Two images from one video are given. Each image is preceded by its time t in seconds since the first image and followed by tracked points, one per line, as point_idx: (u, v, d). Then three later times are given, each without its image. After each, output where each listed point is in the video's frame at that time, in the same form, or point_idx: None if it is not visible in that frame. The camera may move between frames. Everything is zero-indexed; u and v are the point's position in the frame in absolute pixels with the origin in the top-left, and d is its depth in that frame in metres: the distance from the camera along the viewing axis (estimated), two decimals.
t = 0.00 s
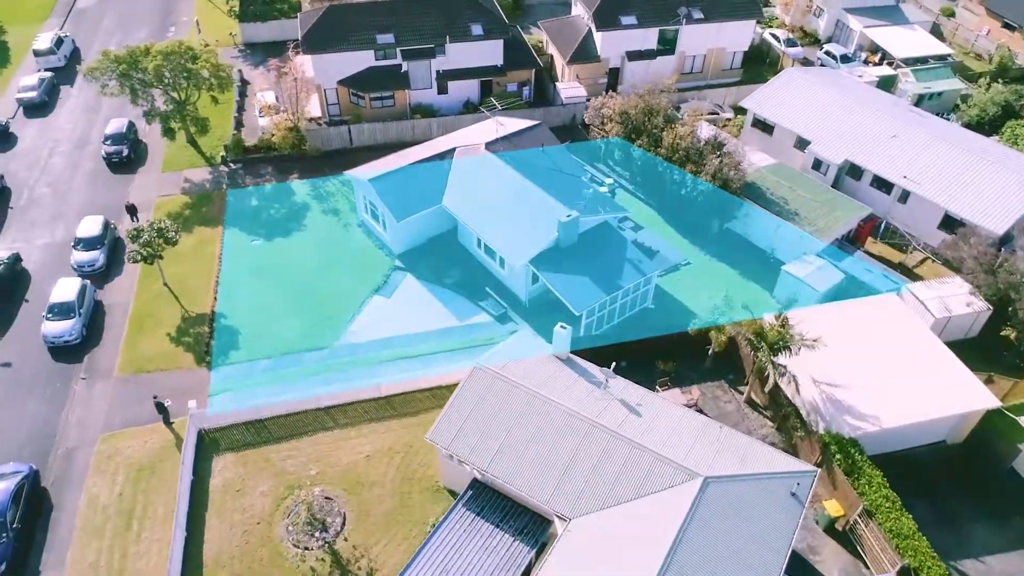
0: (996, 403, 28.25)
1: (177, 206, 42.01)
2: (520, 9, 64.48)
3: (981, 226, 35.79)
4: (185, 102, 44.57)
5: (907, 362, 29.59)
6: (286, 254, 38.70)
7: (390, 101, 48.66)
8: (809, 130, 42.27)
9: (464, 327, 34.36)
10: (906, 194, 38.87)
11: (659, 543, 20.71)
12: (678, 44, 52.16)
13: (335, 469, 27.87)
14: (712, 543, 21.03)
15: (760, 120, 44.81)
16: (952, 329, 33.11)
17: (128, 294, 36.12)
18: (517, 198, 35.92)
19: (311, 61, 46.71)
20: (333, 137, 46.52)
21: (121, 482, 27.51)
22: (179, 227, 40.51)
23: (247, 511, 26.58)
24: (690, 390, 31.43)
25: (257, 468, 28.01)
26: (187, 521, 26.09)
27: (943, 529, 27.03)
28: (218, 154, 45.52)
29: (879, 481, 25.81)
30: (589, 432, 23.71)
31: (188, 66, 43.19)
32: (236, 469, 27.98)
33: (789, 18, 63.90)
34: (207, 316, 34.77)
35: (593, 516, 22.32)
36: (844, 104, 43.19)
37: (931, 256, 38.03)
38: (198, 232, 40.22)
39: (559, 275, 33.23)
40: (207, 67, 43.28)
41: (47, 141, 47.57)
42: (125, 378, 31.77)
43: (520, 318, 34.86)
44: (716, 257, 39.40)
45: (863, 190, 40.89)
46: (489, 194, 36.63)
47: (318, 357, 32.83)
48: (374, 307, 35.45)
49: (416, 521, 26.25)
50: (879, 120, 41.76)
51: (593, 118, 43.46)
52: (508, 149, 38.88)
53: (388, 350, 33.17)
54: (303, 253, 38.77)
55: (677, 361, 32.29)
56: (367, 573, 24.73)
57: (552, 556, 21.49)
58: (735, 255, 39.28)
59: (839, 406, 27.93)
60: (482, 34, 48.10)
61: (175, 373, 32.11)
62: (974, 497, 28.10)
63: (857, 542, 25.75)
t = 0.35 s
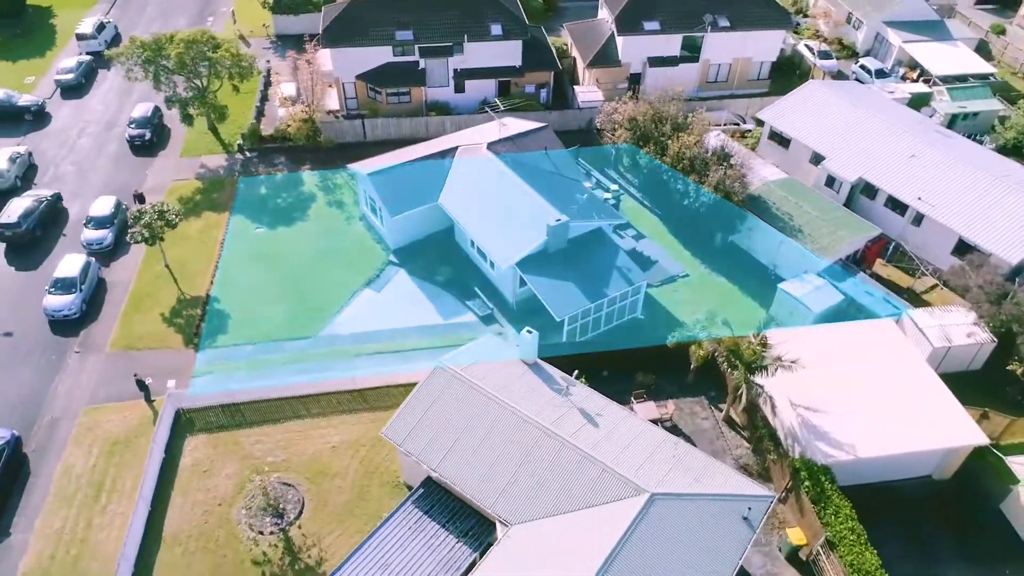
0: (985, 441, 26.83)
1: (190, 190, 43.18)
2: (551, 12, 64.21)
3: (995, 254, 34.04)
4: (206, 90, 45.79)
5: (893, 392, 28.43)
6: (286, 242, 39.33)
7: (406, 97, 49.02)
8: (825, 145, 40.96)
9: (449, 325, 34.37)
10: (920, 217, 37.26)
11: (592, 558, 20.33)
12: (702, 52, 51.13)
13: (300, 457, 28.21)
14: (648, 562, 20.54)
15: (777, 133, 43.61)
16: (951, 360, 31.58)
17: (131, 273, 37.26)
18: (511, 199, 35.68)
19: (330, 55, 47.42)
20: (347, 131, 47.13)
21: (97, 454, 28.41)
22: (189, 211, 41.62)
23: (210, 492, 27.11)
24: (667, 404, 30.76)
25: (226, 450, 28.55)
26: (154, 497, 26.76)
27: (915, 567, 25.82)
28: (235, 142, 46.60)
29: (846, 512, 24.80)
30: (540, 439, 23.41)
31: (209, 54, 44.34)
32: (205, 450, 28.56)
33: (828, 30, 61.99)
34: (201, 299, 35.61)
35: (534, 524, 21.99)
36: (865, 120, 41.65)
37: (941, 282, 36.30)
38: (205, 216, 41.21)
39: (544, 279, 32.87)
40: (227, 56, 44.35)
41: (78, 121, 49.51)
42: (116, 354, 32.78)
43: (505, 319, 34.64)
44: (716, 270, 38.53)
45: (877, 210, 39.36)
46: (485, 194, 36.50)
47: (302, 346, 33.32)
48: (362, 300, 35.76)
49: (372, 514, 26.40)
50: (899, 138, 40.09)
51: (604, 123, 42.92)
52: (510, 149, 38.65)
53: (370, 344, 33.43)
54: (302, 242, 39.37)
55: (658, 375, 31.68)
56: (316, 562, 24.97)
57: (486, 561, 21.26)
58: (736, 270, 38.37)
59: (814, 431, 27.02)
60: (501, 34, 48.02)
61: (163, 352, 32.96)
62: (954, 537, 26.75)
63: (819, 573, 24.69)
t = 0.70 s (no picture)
0: (964, 477, 25.54)
1: (203, 175, 44.32)
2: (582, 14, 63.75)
3: (1006, 283, 32.34)
4: (226, 79, 46.96)
5: (874, 419, 27.35)
6: (287, 231, 40.01)
7: (422, 93, 49.35)
8: (837, 160, 39.65)
9: (433, 322, 34.42)
10: (931, 240, 35.74)
11: (522, 565, 20.07)
12: (725, 60, 50.07)
13: (269, 442, 28.66)
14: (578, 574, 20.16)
15: (792, 146, 42.42)
16: (944, 391, 30.22)
17: (136, 252, 38.42)
18: (503, 200, 35.47)
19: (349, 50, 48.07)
20: (360, 124, 47.68)
21: (78, 425, 29.39)
22: (199, 195, 42.72)
23: (178, 469, 27.76)
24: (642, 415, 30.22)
25: (199, 430, 29.21)
26: (124, 470, 27.53)
27: None
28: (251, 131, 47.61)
29: (805, 541, 24.01)
30: (488, 441, 23.26)
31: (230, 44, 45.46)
32: (179, 429, 29.25)
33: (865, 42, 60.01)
34: (198, 282, 36.48)
35: (473, 526, 21.83)
36: (882, 136, 40.14)
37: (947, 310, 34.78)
38: (214, 201, 42.24)
39: (528, 281, 32.56)
40: (246, 47, 45.39)
41: (108, 104, 51.34)
42: (111, 329, 33.85)
43: (490, 319, 34.51)
44: (714, 283, 37.66)
45: (887, 230, 37.93)
46: (479, 193, 36.39)
47: (287, 333, 33.83)
48: (352, 292, 36.11)
49: (330, 503, 26.67)
50: (917, 156, 38.52)
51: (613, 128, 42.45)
52: (510, 150, 38.45)
53: (353, 335, 33.74)
54: (303, 232, 39.99)
55: (636, 385, 31.16)
56: (268, 546, 25.33)
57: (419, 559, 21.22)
58: (734, 285, 37.46)
59: (781, 453, 26.22)
60: (519, 35, 47.92)
61: (155, 331, 33.88)
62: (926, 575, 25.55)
63: None
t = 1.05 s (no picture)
0: (936, 515, 24.41)
1: (218, 162, 45.44)
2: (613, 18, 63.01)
3: (1012, 314, 30.69)
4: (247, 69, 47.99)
5: (848, 448, 26.35)
6: (290, 221, 40.72)
7: (438, 91, 49.60)
8: (849, 177, 38.31)
9: (419, 319, 34.58)
10: (939, 265, 34.22)
11: (448, 567, 20.00)
12: (748, 70, 48.89)
13: (240, 425, 29.21)
14: None
15: (805, 161, 41.17)
16: (933, 422, 28.88)
17: (144, 233, 39.62)
18: (496, 201, 35.34)
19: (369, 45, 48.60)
20: (376, 119, 48.23)
21: (65, 395, 30.49)
22: (212, 180, 43.83)
23: (151, 445, 28.53)
24: (614, 426, 29.75)
25: (177, 408, 29.98)
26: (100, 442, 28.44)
27: None
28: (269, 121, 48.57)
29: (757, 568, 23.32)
30: (437, 440, 23.28)
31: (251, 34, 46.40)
32: (158, 406, 30.08)
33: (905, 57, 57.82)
34: (198, 265, 37.44)
35: (411, 523, 21.84)
36: (900, 154, 38.57)
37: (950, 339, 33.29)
38: (225, 187, 43.27)
39: (511, 283, 32.38)
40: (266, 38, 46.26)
41: (140, 88, 53.06)
42: (109, 306, 35.01)
43: (475, 319, 34.47)
44: (709, 297, 36.83)
45: (896, 253, 36.51)
46: (473, 192, 36.32)
47: (275, 320, 34.44)
48: (344, 284, 36.54)
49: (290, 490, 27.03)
50: (933, 177, 36.88)
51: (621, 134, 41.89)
52: (511, 150, 38.30)
53: (338, 326, 34.12)
54: (305, 222, 40.63)
55: (612, 395, 30.71)
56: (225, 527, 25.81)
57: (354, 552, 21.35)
58: (730, 300, 36.58)
59: (744, 474, 25.44)
60: (537, 36, 47.67)
61: (150, 310, 34.88)
62: None
63: None
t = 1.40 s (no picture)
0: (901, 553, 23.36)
1: (235, 149, 46.56)
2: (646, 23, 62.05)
3: (1012, 349, 29.21)
4: (270, 59, 49.05)
5: (818, 475, 25.44)
6: (295, 210, 41.47)
7: (456, 89, 49.82)
8: (859, 195, 36.98)
9: (406, 315, 34.69)
10: (944, 293, 32.74)
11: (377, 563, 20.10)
12: (771, 81, 47.64)
13: (216, 407, 29.88)
14: None
15: (817, 178, 39.90)
16: (916, 456, 27.65)
17: (155, 215, 40.85)
18: (490, 201, 35.36)
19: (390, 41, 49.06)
20: (392, 114, 48.72)
21: (58, 366, 31.69)
22: (226, 167, 44.91)
23: (130, 420, 29.42)
24: (584, 435, 29.36)
25: (159, 386, 30.84)
26: (81, 414, 29.43)
27: None
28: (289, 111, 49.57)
29: None
30: (387, 437, 23.40)
31: (274, 26, 47.39)
32: (142, 383, 31.00)
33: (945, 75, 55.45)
34: (201, 248, 38.46)
35: (352, 516, 22.00)
36: (916, 175, 37.05)
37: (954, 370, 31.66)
38: (237, 174, 44.29)
39: (495, 284, 32.26)
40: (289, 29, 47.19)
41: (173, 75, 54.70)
42: (112, 283, 36.21)
43: (460, 318, 34.47)
44: (703, 311, 36.05)
45: (901, 277, 35.06)
46: (469, 191, 36.33)
47: (267, 307, 35.12)
48: (338, 276, 37.03)
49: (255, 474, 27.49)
50: (947, 201, 35.29)
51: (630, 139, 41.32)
52: (512, 152, 38.22)
53: (325, 317, 34.56)
54: (309, 212, 41.33)
55: (586, 404, 30.32)
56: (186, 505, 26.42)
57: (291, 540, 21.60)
58: (723, 316, 35.73)
59: (702, 493, 24.81)
60: (556, 38, 47.36)
61: (149, 289, 35.95)
62: None
63: None
